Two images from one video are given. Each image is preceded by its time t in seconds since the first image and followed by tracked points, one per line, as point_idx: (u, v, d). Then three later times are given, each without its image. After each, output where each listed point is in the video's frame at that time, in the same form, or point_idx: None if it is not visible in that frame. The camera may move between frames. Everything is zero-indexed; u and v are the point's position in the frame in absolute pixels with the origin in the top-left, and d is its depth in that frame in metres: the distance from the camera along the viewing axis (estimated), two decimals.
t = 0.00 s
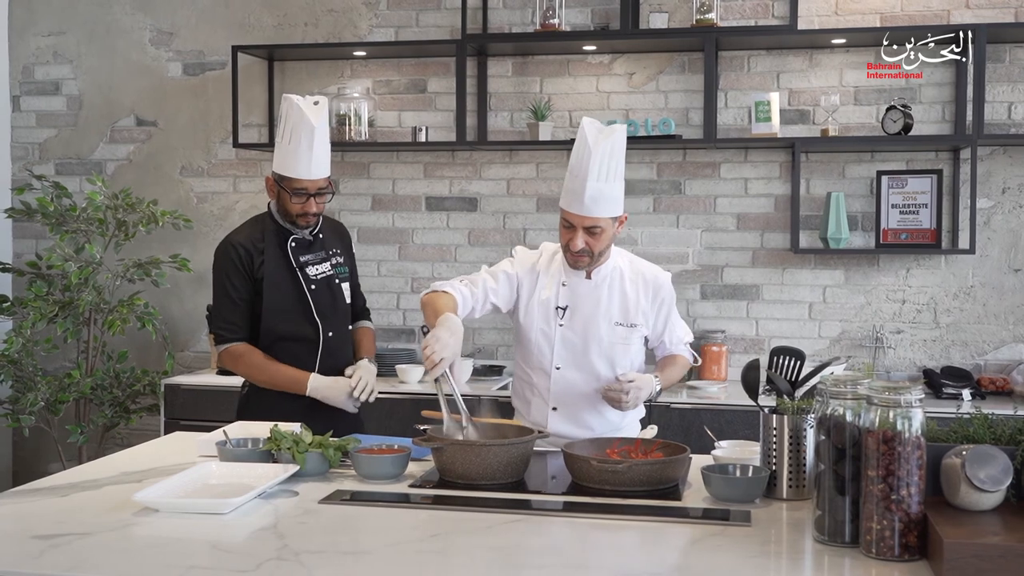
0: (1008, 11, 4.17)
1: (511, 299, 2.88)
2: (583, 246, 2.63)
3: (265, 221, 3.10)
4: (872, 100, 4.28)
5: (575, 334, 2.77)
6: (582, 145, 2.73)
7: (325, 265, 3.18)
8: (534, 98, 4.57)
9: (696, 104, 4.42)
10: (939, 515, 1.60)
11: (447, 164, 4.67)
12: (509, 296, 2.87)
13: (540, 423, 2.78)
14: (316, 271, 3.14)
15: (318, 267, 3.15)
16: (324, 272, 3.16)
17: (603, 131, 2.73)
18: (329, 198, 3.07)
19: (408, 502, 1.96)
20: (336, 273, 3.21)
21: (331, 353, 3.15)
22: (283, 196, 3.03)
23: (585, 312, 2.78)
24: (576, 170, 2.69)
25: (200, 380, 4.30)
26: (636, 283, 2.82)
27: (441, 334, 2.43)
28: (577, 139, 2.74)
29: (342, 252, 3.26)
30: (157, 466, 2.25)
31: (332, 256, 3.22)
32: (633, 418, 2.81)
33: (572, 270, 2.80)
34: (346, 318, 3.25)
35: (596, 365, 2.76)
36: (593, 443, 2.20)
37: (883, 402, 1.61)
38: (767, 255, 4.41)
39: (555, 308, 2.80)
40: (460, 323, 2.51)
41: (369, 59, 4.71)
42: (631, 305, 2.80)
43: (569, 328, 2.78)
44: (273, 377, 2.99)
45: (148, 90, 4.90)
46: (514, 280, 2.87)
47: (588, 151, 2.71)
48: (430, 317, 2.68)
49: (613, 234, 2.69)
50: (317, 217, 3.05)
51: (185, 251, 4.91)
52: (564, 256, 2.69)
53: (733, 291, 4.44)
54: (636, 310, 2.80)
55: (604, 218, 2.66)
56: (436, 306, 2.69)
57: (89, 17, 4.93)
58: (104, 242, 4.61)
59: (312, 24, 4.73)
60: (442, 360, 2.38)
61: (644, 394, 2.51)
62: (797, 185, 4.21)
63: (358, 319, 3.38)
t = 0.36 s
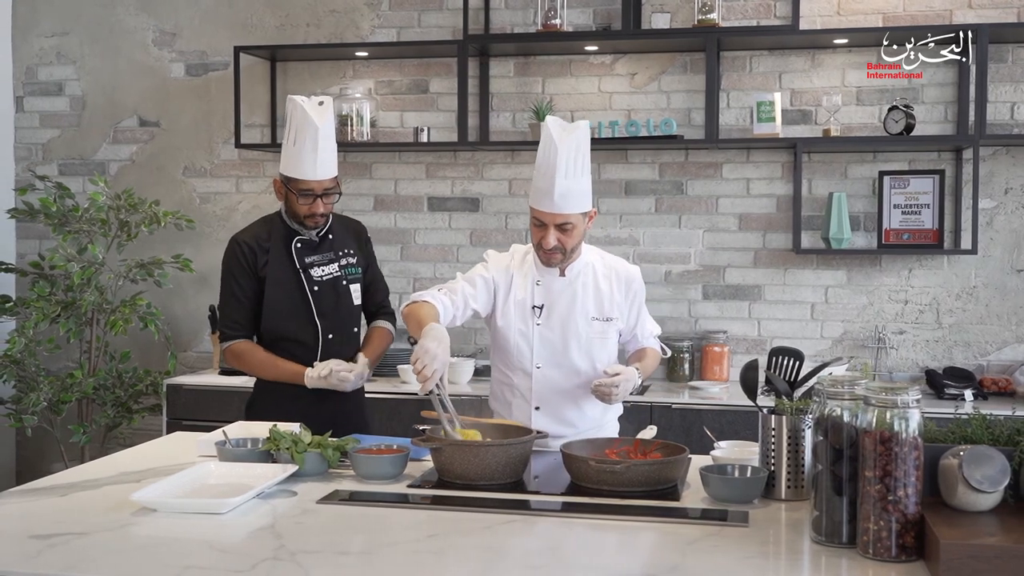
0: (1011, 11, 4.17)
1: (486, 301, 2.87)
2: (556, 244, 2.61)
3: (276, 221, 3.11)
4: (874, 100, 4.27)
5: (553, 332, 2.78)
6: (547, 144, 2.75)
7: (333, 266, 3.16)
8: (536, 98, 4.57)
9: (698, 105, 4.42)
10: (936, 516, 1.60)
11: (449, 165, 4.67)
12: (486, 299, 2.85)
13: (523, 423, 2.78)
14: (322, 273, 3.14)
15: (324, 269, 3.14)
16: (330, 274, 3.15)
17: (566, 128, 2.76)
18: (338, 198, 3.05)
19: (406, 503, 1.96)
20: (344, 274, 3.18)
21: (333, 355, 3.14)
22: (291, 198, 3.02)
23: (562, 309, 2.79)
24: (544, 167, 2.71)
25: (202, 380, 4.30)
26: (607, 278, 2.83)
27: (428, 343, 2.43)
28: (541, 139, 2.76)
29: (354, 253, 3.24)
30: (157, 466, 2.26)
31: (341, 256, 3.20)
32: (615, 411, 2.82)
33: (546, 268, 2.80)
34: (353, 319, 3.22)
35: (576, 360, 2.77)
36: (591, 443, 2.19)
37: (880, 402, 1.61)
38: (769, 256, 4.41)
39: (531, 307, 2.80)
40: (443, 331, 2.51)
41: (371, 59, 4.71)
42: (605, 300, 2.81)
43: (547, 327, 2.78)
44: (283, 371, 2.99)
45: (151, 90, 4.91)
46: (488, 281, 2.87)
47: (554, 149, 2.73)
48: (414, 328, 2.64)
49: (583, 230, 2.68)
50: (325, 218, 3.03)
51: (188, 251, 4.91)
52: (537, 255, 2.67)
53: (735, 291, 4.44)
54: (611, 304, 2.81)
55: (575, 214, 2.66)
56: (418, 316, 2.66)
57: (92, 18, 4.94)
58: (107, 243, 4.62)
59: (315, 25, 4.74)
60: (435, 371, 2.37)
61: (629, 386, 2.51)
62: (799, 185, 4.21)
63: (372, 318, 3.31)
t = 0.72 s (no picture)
0: (1013, 10, 4.16)
1: (485, 296, 2.88)
2: (555, 241, 2.61)
3: (298, 218, 3.15)
4: (876, 100, 4.26)
5: (552, 328, 2.78)
6: (546, 142, 2.75)
7: (349, 263, 3.14)
8: (538, 99, 4.56)
9: (700, 104, 4.42)
10: (933, 516, 1.60)
11: (451, 164, 4.67)
12: (486, 295, 2.86)
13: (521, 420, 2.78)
14: (336, 268, 3.13)
15: (339, 265, 3.13)
16: (345, 270, 3.13)
17: (565, 127, 2.76)
18: (354, 189, 3.04)
19: (404, 502, 1.96)
20: (360, 271, 3.15)
21: (340, 351, 3.10)
22: (308, 193, 3.03)
23: (560, 305, 2.78)
24: (543, 166, 2.70)
25: (204, 380, 4.31)
26: (607, 275, 2.83)
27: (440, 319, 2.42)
28: (540, 137, 2.76)
29: (375, 251, 3.20)
30: (157, 465, 2.26)
31: (360, 253, 3.17)
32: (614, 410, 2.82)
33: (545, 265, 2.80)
34: (370, 316, 3.16)
35: (574, 357, 2.76)
36: (590, 444, 2.19)
37: (877, 402, 1.61)
38: (771, 256, 4.40)
39: (530, 303, 2.80)
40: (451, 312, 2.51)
41: (373, 59, 4.71)
42: (604, 296, 2.81)
43: (546, 323, 2.78)
44: (298, 362, 2.99)
45: (154, 90, 4.91)
46: (487, 278, 2.87)
47: (553, 147, 2.73)
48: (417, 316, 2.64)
49: (583, 227, 2.68)
50: (343, 210, 3.02)
51: (190, 251, 4.91)
52: (538, 253, 2.67)
53: (736, 291, 4.43)
54: (610, 301, 2.81)
55: (574, 211, 2.65)
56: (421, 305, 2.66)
57: (95, 18, 4.94)
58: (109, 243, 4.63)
59: (317, 25, 4.74)
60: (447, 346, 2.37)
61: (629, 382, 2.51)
62: (801, 185, 4.20)
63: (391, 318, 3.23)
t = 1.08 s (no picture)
0: (1017, 10, 4.15)
1: (498, 296, 2.87)
2: (570, 245, 2.61)
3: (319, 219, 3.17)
4: (879, 100, 4.25)
5: (563, 330, 2.77)
6: (563, 144, 2.73)
7: (362, 265, 3.13)
8: (540, 99, 4.56)
9: (702, 104, 4.41)
10: (931, 517, 1.60)
11: (453, 165, 4.67)
12: (495, 294, 2.87)
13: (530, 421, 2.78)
14: (349, 270, 3.12)
15: (352, 267, 3.12)
16: (358, 272, 3.12)
17: (583, 130, 2.74)
18: (365, 191, 3.02)
19: (402, 502, 1.96)
20: (373, 274, 3.13)
21: (339, 351, 3.10)
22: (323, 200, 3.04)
23: (573, 307, 2.78)
24: (560, 169, 2.69)
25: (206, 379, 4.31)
26: (622, 278, 2.82)
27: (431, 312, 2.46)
28: (557, 140, 2.74)
29: (393, 256, 3.17)
30: (156, 465, 2.26)
31: (376, 257, 3.15)
32: (624, 413, 2.81)
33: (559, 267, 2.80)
34: (378, 320, 3.13)
35: (585, 359, 2.76)
36: (589, 444, 2.19)
37: (875, 403, 1.61)
38: (773, 256, 4.40)
39: (542, 304, 2.80)
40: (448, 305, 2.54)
41: (376, 59, 4.71)
42: (618, 299, 2.80)
43: (557, 325, 2.78)
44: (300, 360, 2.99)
45: (157, 90, 4.92)
46: (500, 277, 2.87)
47: (570, 151, 2.71)
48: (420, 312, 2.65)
49: (598, 232, 2.67)
50: (355, 213, 3.01)
51: (193, 251, 4.92)
52: (551, 255, 2.67)
53: (739, 291, 4.43)
54: (624, 304, 2.80)
55: (589, 216, 2.65)
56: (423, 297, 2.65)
57: (98, 19, 4.95)
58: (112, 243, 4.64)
59: (319, 25, 4.74)
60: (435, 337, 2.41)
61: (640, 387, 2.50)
62: (803, 186, 4.20)
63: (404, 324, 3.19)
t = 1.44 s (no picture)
0: (1019, 11, 4.14)
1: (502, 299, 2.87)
2: (577, 247, 2.61)
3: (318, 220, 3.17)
4: (881, 101, 4.25)
5: (568, 333, 2.77)
6: (575, 146, 2.72)
7: (364, 265, 3.14)
8: (542, 100, 4.56)
9: (704, 105, 4.41)
10: (927, 518, 1.60)
11: (456, 166, 4.68)
12: (504, 301, 2.84)
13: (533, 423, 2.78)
14: (352, 270, 3.12)
15: (355, 266, 3.13)
16: (360, 272, 3.13)
17: (596, 133, 2.73)
18: (361, 193, 3.03)
19: (400, 503, 1.96)
20: (375, 273, 3.15)
21: (347, 351, 3.10)
22: (319, 203, 3.05)
23: (577, 311, 2.78)
24: (570, 171, 2.68)
25: (208, 379, 4.32)
26: (627, 281, 2.81)
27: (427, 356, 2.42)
28: (569, 141, 2.73)
29: (393, 255, 3.19)
30: (157, 466, 2.27)
31: (377, 256, 3.16)
32: (629, 416, 2.81)
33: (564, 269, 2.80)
34: (383, 319, 3.14)
35: (589, 363, 2.76)
36: (588, 445, 2.19)
37: (872, 403, 1.61)
38: (775, 257, 4.39)
39: (547, 308, 2.80)
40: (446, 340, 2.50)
41: (378, 60, 4.72)
42: (623, 303, 2.79)
43: (562, 328, 2.78)
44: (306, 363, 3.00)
45: (160, 91, 4.93)
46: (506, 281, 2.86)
47: (582, 153, 2.70)
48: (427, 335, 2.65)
49: (605, 235, 2.67)
50: (352, 215, 3.02)
51: (196, 251, 4.93)
52: (558, 257, 2.67)
53: (741, 292, 4.42)
54: (629, 307, 2.80)
55: (598, 219, 2.65)
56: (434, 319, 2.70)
57: (102, 20, 4.96)
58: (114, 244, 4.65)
59: (323, 26, 4.75)
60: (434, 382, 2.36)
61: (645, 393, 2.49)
62: (805, 187, 4.19)
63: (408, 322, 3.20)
